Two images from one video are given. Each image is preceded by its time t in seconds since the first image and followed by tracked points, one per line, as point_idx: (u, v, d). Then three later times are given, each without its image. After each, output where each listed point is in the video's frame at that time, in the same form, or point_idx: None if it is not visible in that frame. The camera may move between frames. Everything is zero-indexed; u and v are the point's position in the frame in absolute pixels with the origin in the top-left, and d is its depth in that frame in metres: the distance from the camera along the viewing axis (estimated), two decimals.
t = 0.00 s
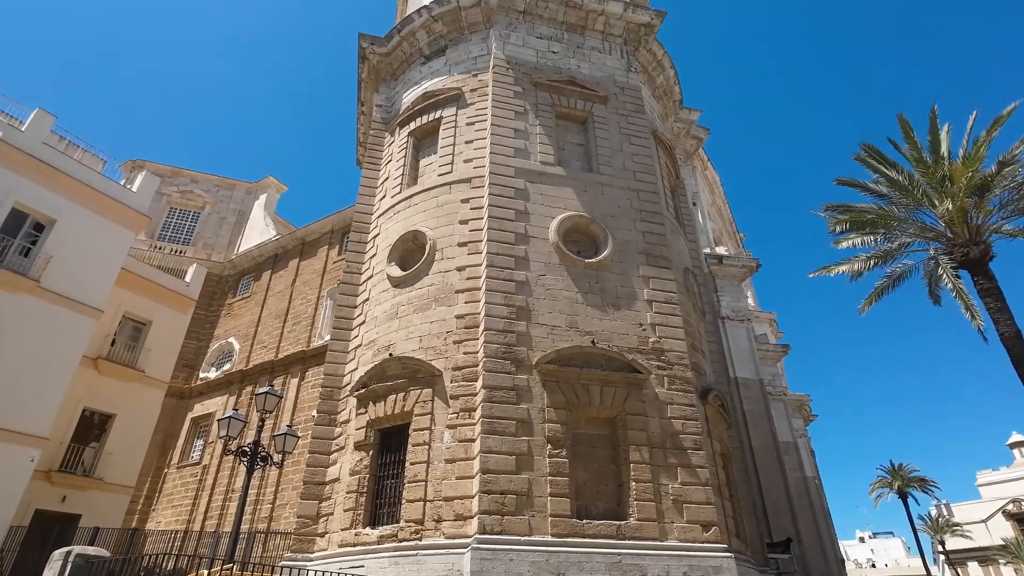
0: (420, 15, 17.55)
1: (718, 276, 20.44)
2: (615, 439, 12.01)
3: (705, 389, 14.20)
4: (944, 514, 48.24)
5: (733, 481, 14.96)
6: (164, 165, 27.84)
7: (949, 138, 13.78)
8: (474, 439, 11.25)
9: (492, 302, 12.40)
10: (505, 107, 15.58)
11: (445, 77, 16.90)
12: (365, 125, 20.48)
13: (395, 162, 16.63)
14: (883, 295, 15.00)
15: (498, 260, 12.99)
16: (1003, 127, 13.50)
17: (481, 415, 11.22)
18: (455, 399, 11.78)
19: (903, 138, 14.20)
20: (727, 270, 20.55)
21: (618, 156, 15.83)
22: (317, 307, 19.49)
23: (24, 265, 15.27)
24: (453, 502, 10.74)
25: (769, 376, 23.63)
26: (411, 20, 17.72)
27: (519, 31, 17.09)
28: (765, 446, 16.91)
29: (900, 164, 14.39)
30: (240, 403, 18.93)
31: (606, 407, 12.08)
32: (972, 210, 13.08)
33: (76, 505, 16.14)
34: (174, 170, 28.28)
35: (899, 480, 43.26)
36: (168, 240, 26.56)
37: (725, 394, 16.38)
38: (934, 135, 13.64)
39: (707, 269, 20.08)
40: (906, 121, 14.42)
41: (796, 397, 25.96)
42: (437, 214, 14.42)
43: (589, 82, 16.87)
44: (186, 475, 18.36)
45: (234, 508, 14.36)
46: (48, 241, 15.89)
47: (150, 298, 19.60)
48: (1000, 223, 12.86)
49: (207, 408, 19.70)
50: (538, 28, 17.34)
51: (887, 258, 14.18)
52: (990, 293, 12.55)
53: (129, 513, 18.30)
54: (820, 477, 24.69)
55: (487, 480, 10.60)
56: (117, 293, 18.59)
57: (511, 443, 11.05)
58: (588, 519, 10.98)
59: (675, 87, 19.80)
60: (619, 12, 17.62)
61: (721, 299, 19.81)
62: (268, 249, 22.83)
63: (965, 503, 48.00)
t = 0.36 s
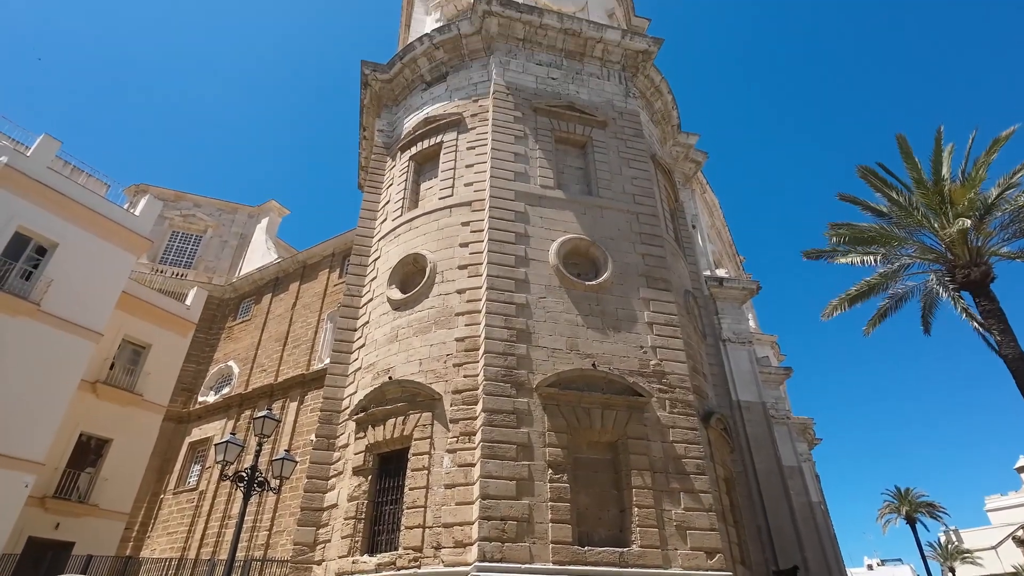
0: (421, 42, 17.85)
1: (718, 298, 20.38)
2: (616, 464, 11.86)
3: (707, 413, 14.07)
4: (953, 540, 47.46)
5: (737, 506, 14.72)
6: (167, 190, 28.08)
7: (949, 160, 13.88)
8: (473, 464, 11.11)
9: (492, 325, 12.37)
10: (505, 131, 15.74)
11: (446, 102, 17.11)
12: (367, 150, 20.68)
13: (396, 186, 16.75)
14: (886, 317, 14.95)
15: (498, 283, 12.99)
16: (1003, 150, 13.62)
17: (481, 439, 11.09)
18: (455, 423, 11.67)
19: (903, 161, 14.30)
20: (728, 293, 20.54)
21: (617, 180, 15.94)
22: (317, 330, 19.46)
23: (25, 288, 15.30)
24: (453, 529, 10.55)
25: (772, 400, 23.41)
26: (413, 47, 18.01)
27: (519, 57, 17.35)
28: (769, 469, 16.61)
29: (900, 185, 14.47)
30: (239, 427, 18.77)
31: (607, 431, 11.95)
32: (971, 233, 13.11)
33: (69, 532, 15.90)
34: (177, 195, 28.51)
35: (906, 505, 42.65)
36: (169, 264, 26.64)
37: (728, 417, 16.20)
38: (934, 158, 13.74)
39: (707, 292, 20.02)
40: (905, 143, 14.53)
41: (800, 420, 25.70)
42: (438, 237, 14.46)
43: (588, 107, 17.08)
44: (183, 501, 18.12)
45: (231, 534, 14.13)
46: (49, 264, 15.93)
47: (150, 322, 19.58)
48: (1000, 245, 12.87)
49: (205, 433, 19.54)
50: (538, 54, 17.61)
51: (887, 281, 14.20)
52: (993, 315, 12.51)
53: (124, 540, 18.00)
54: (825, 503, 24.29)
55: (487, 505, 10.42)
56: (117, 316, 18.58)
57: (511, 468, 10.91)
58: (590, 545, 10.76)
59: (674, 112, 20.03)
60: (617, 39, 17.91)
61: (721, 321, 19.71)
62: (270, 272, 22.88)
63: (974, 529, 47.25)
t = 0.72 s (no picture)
0: (423, 59, 18.02)
1: (720, 313, 20.32)
2: (618, 480, 11.75)
3: (710, 429, 13.97)
4: (960, 558, 46.95)
5: (740, 524, 14.54)
6: (169, 205, 28.21)
7: (948, 175, 13.94)
8: (474, 480, 11.02)
9: (493, 339, 12.35)
10: (506, 147, 15.83)
11: (447, 118, 17.24)
12: (369, 165, 20.79)
13: (397, 202, 16.81)
14: (885, 329, 14.94)
15: (499, 297, 12.98)
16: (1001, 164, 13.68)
17: (483, 455, 11.00)
18: (456, 439, 11.59)
19: (903, 175, 14.35)
20: (729, 308, 20.49)
21: (617, 195, 16.00)
22: (317, 345, 19.42)
23: (26, 303, 15.30)
24: (453, 546, 10.42)
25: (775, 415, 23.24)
26: (415, 64, 18.19)
27: (520, 74, 17.50)
28: (772, 487, 16.39)
29: (899, 200, 14.50)
30: (238, 443, 18.64)
31: (610, 447, 11.87)
32: (972, 247, 13.11)
33: (65, 549, 15.74)
34: (179, 210, 28.63)
35: (912, 522, 42.23)
36: (170, 279, 26.67)
37: (730, 433, 16.06)
38: (934, 173, 13.79)
39: (708, 306, 19.96)
40: (905, 158, 14.60)
41: (803, 436, 25.49)
42: (439, 252, 14.49)
43: (588, 123, 17.19)
44: (180, 518, 17.95)
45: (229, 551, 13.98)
46: (51, 278, 15.95)
47: (151, 336, 19.57)
48: (1002, 260, 12.89)
49: (203, 448, 19.43)
50: (538, 71, 17.77)
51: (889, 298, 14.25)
52: (996, 330, 12.49)
53: (120, 558, 17.81)
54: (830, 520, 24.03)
55: (488, 522, 10.30)
56: (117, 331, 18.56)
57: (512, 484, 10.81)
58: (592, 564, 10.62)
59: (673, 128, 20.17)
60: (617, 56, 18.08)
61: (723, 336, 19.64)
62: (271, 287, 22.90)
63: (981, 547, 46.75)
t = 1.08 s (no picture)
0: (425, 74, 18.19)
1: (720, 326, 20.28)
2: (619, 495, 11.67)
3: (711, 442, 13.90)
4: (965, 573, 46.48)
5: (742, 539, 14.41)
6: (172, 217, 28.32)
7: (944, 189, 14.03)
8: (475, 495, 10.95)
9: (494, 353, 12.33)
10: (507, 161, 15.91)
11: (449, 132, 17.35)
12: (370, 179, 20.89)
13: (399, 214, 16.88)
14: (883, 340, 14.90)
15: (500, 310, 12.99)
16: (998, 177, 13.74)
17: (483, 469, 10.93)
18: (456, 453, 11.53)
19: (899, 190, 14.44)
20: (730, 320, 20.45)
21: (618, 208, 16.06)
22: (318, 357, 19.40)
23: (27, 315, 15.30)
24: (453, 562, 10.32)
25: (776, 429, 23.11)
26: (417, 79, 18.35)
27: (521, 89, 17.65)
28: (775, 501, 16.24)
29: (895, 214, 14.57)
30: (237, 456, 18.55)
31: (611, 461, 11.80)
32: (971, 261, 13.16)
33: (62, 564, 15.60)
34: (181, 223, 28.75)
35: (916, 537, 41.89)
36: (172, 291, 26.70)
37: (732, 447, 15.96)
38: (930, 187, 13.88)
39: (709, 319, 19.93)
40: (902, 171, 14.70)
41: (805, 450, 25.34)
42: (440, 265, 14.52)
43: (589, 138, 17.30)
44: (178, 532, 17.83)
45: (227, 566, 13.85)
46: (53, 291, 15.97)
47: (152, 349, 19.58)
48: (1001, 272, 12.91)
49: (202, 461, 19.35)
50: (539, 86, 17.91)
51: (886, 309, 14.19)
52: (997, 343, 12.48)
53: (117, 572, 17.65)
54: (833, 535, 23.81)
55: (489, 537, 10.21)
56: (118, 343, 18.55)
57: (513, 499, 10.73)
58: None
59: (673, 142, 20.29)
60: (617, 72, 18.24)
61: (724, 349, 19.60)
62: (272, 299, 22.92)
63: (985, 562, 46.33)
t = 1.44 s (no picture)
0: (426, 89, 18.33)
1: (721, 339, 20.24)
2: (621, 510, 11.57)
3: (713, 457, 13.82)
4: None
5: (745, 555, 14.25)
6: (173, 231, 28.42)
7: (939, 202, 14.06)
8: (475, 510, 10.85)
9: (494, 366, 12.30)
10: (508, 175, 15.98)
11: (450, 146, 17.46)
12: (371, 192, 20.98)
13: (400, 228, 16.92)
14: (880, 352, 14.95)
15: (500, 324, 12.97)
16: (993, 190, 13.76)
17: (484, 484, 10.85)
18: (456, 468, 11.46)
19: (896, 203, 14.47)
20: (731, 333, 20.39)
21: (618, 222, 16.10)
22: (318, 371, 19.36)
23: (27, 329, 15.29)
24: None
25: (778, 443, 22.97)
26: (419, 94, 18.49)
27: (521, 104, 17.78)
28: (778, 516, 16.07)
29: (893, 228, 14.63)
30: (236, 470, 18.43)
31: (612, 476, 11.72)
32: (970, 274, 13.15)
33: None
34: (183, 236, 28.84)
35: (921, 553, 41.46)
36: (172, 304, 26.71)
37: (734, 461, 15.84)
38: (926, 200, 13.91)
39: (710, 332, 19.88)
40: (896, 186, 14.78)
41: (808, 464, 25.17)
42: (441, 278, 14.54)
43: (589, 152, 17.39)
44: (175, 548, 17.67)
45: None
46: (54, 304, 15.97)
47: (151, 362, 19.54)
48: (1000, 285, 12.90)
49: (201, 476, 19.24)
50: (539, 101, 18.04)
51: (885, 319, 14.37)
52: (998, 357, 12.45)
53: None
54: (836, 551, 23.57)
55: (489, 554, 10.09)
56: (118, 356, 18.51)
57: (513, 514, 10.63)
58: None
59: (673, 156, 20.40)
60: (617, 87, 18.38)
61: (725, 362, 19.54)
62: (272, 312, 22.91)
63: None
